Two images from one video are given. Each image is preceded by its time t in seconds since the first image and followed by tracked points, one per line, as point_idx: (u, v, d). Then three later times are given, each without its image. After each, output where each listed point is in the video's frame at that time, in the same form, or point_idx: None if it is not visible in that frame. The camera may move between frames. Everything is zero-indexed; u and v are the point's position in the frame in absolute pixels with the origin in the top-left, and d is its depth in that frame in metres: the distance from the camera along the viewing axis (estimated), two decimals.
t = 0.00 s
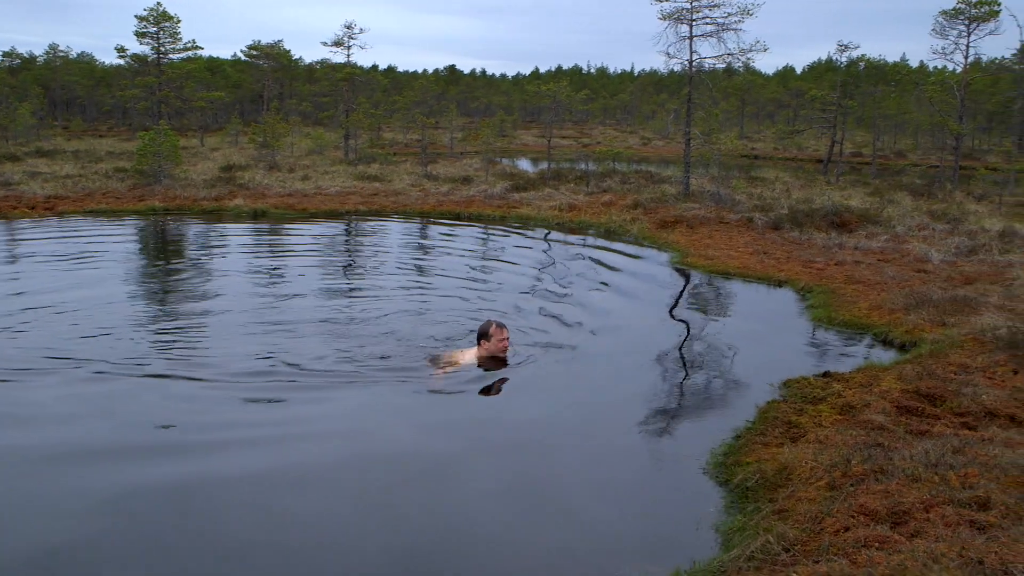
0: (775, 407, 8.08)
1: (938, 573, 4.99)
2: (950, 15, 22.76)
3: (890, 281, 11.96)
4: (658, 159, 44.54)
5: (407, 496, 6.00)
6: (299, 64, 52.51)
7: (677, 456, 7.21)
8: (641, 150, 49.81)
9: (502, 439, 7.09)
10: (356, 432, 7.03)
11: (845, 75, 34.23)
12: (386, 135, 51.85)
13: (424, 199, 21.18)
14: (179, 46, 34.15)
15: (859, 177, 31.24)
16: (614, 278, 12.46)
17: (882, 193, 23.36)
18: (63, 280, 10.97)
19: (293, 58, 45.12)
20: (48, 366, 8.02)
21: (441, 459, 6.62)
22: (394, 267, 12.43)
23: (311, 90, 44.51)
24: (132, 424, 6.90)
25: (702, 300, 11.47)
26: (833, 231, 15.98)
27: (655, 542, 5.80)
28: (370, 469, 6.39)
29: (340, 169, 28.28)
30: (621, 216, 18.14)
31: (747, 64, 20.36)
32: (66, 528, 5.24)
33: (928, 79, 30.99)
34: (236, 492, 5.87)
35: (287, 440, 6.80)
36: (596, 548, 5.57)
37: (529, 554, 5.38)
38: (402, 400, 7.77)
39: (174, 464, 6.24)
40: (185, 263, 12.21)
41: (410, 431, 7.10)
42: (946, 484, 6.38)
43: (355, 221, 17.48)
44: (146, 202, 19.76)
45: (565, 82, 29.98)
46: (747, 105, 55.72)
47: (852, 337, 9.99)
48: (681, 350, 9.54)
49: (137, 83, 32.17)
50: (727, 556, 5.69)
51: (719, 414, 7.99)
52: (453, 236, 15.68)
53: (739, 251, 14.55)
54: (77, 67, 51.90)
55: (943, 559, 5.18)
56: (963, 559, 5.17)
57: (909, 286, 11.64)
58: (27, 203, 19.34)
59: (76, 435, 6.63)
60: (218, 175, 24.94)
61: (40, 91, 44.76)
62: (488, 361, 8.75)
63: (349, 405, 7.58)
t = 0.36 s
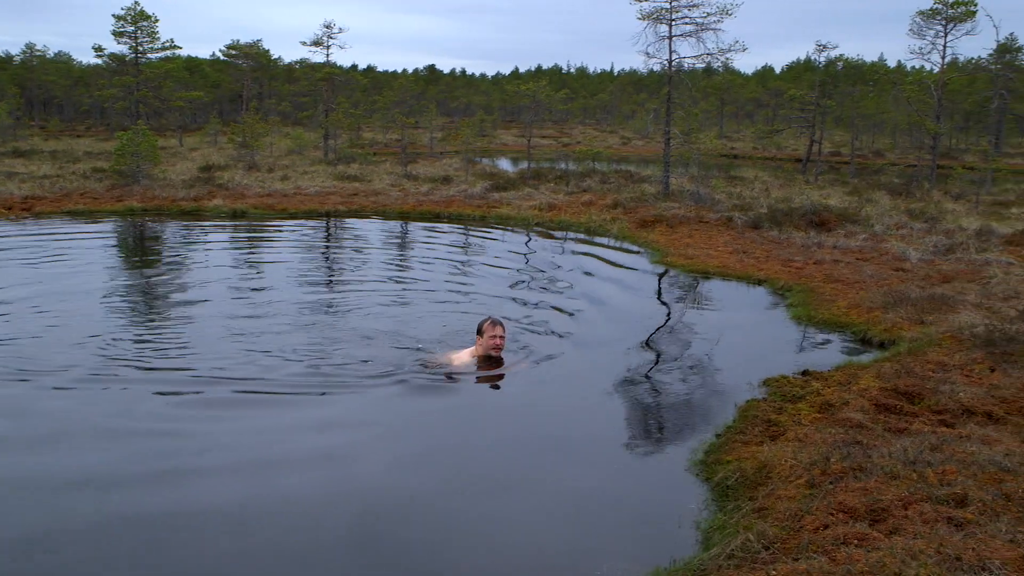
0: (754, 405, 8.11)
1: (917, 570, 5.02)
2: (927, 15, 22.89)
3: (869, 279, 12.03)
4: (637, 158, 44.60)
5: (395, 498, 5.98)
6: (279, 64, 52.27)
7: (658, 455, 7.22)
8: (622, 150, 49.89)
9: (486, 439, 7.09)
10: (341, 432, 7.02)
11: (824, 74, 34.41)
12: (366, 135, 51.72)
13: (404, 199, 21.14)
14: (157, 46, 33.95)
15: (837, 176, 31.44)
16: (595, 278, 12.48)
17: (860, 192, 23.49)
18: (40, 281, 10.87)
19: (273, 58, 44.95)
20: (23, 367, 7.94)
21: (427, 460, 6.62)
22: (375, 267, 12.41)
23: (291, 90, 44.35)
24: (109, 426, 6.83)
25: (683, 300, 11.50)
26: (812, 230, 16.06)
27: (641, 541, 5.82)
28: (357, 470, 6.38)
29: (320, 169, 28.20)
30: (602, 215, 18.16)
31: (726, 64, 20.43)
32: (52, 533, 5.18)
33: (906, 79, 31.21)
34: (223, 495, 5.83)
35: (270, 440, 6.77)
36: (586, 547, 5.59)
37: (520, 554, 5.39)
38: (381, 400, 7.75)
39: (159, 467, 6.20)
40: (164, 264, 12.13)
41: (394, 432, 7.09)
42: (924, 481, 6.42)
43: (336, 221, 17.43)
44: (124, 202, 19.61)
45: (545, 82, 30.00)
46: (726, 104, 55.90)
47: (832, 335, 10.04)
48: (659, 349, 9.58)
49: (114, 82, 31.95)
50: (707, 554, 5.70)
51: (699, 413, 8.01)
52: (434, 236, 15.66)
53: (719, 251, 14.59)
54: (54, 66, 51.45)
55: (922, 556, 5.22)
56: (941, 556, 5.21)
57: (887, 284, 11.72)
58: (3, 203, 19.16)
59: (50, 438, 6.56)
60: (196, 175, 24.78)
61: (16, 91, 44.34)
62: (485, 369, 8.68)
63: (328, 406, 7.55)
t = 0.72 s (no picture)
0: (742, 404, 8.13)
1: (904, 568, 5.03)
2: (914, 15, 22.98)
3: (856, 279, 12.06)
4: (624, 159, 44.67)
5: (384, 496, 5.96)
6: (267, 64, 52.13)
7: (645, 454, 7.22)
8: (610, 150, 49.98)
9: (473, 438, 7.06)
10: (328, 432, 6.99)
11: (811, 74, 34.49)
12: (353, 135, 51.65)
13: (392, 199, 21.11)
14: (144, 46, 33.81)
15: (823, 176, 31.56)
16: (582, 278, 12.49)
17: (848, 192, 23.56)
18: (26, 282, 10.83)
19: (260, 58, 44.83)
20: (7, 368, 7.91)
21: (415, 459, 6.59)
22: (363, 268, 12.41)
23: (278, 89, 44.25)
24: (93, 427, 6.80)
25: (670, 300, 11.51)
26: (799, 230, 16.09)
27: (628, 539, 5.80)
28: (345, 468, 6.35)
29: (307, 169, 28.17)
30: (590, 215, 18.17)
31: (713, 65, 20.45)
32: (37, 530, 5.14)
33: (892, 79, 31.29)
34: (210, 493, 5.79)
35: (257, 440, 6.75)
36: (575, 546, 5.58)
37: (510, 552, 5.38)
38: (368, 401, 7.73)
39: (145, 466, 6.15)
40: (151, 265, 12.09)
41: (382, 432, 7.07)
42: (911, 480, 6.44)
43: (324, 222, 17.42)
44: (110, 203, 19.53)
45: (533, 82, 30.01)
46: (714, 104, 55.99)
47: (819, 334, 10.07)
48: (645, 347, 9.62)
49: (100, 83, 31.80)
50: (694, 553, 5.69)
51: (686, 412, 8.03)
52: (421, 236, 15.65)
53: (706, 250, 14.61)
54: (39, 66, 51.20)
55: (909, 555, 5.24)
56: (928, 555, 5.23)
57: (874, 284, 11.75)
58: None
59: (34, 439, 6.52)
60: (183, 175, 24.70)
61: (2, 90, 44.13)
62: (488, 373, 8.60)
63: (315, 406, 7.53)
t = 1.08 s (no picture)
0: (732, 403, 8.14)
1: (894, 567, 5.04)
2: (903, 15, 23.04)
3: (846, 278, 12.09)
4: (615, 158, 44.68)
5: (377, 500, 5.96)
6: (258, 64, 52.04)
7: (634, 452, 7.24)
8: (600, 150, 50.04)
9: (463, 442, 7.05)
10: (319, 434, 6.99)
11: (801, 74, 34.56)
12: (344, 134, 51.60)
13: (383, 199, 21.11)
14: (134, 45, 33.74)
15: (814, 175, 31.64)
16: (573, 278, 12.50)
17: (839, 191, 23.58)
18: (17, 283, 10.82)
19: (251, 58, 44.76)
20: None
21: (407, 461, 6.60)
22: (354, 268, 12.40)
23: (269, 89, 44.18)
24: (83, 428, 6.79)
25: (661, 299, 11.52)
26: (790, 229, 16.12)
27: (618, 541, 5.80)
28: (336, 472, 6.35)
29: (297, 169, 28.16)
30: (580, 215, 18.19)
31: (703, 64, 20.49)
32: (25, 540, 5.10)
33: (882, 79, 31.37)
34: (202, 500, 5.78)
35: (249, 444, 6.75)
36: (568, 546, 5.60)
37: (503, 555, 5.38)
38: (359, 401, 7.73)
39: (136, 471, 6.14)
40: (142, 266, 12.07)
41: (373, 434, 7.07)
42: (901, 479, 6.45)
43: (314, 222, 17.40)
44: (100, 203, 19.51)
45: (524, 82, 30.00)
46: (704, 104, 56.07)
47: (810, 334, 10.09)
48: (635, 346, 9.65)
49: (90, 83, 31.73)
50: (685, 553, 5.70)
51: (676, 412, 8.05)
52: (412, 236, 15.65)
53: (697, 250, 14.64)
54: (29, 65, 51.03)
55: (899, 553, 5.25)
56: (918, 553, 5.25)
57: (864, 283, 11.77)
58: None
59: (24, 440, 6.51)
60: (174, 175, 24.67)
61: None
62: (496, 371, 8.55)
63: (305, 407, 7.53)
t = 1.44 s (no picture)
0: (715, 403, 8.15)
1: (876, 565, 5.05)
2: (885, 15, 23.12)
3: (829, 278, 12.13)
4: (598, 158, 44.74)
5: (361, 503, 5.94)
6: (241, 63, 51.80)
7: (617, 452, 7.24)
8: (584, 150, 50.12)
9: (446, 444, 7.03)
10: (300, 438, 6.95)
11: (784, 74, 34.66)
12: (327, 134, 51.48)
13: (366, 199, 21.07)
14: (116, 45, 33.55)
15: (796, 175, 31.75)
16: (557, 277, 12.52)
17: (822, 190, 23.67)
18: None
19: (234, 58, 44.60)
20: None
21: (388, 465, 6.57)
22: (338, 269, 12.36)
23: (252, 89, 44.03)
24: (62, 433, 6.72)
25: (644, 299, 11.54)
26: (773, 229, 16.17)
27: (602, 541, 5.80)
28: (319, 476, 6.32)
29: (280, 169, 28.11)
30: (564, 215, 18.21)
31: (687, 64, 20.53)
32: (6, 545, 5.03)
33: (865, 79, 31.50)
34: (182, 506, 5.71)
35: (230, 447, 6.70)
36: (551, 548, 5.58)
37: (486, 555, 5.36)
38: (342, 403, 7.70)
39: (117, 477, 6.08)
40: (124, 267, 11.99)
41: (355, 437, 7.04)
42: (884, 477, 6.48)
43: (297, 221, 17.35)
44: (81, 203, 19.39)
45: (507, 81, 29.99)
46: (687, 104, 56.21)
47: (793, 333, 10.13)
48: (618, 346, 9.67)
49: (72, 82, 31.53)
50: (668, 552, 5.70)
51: (660, 411, 8.06)
52: (395, 236, 15.62)
53: (681, 249, 14.67)
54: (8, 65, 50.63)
55: (881, 551, 5.27)
56: (900, 551, 5.26)
57: (846, 283, 11.81)
58: None
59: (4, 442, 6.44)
60: (156, 175, 24.54)
61: None
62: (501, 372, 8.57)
63: (288, 409, 7.50)
